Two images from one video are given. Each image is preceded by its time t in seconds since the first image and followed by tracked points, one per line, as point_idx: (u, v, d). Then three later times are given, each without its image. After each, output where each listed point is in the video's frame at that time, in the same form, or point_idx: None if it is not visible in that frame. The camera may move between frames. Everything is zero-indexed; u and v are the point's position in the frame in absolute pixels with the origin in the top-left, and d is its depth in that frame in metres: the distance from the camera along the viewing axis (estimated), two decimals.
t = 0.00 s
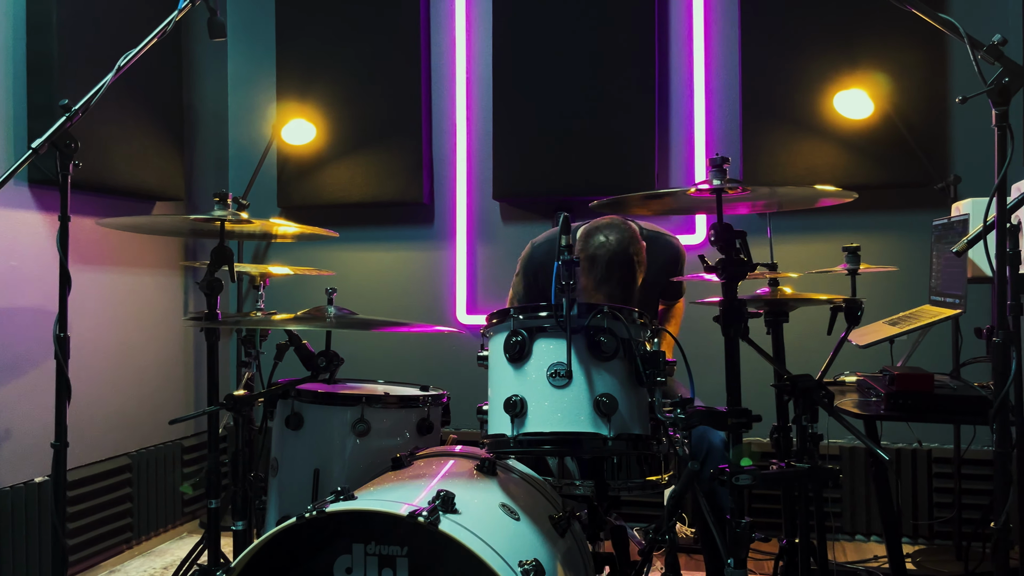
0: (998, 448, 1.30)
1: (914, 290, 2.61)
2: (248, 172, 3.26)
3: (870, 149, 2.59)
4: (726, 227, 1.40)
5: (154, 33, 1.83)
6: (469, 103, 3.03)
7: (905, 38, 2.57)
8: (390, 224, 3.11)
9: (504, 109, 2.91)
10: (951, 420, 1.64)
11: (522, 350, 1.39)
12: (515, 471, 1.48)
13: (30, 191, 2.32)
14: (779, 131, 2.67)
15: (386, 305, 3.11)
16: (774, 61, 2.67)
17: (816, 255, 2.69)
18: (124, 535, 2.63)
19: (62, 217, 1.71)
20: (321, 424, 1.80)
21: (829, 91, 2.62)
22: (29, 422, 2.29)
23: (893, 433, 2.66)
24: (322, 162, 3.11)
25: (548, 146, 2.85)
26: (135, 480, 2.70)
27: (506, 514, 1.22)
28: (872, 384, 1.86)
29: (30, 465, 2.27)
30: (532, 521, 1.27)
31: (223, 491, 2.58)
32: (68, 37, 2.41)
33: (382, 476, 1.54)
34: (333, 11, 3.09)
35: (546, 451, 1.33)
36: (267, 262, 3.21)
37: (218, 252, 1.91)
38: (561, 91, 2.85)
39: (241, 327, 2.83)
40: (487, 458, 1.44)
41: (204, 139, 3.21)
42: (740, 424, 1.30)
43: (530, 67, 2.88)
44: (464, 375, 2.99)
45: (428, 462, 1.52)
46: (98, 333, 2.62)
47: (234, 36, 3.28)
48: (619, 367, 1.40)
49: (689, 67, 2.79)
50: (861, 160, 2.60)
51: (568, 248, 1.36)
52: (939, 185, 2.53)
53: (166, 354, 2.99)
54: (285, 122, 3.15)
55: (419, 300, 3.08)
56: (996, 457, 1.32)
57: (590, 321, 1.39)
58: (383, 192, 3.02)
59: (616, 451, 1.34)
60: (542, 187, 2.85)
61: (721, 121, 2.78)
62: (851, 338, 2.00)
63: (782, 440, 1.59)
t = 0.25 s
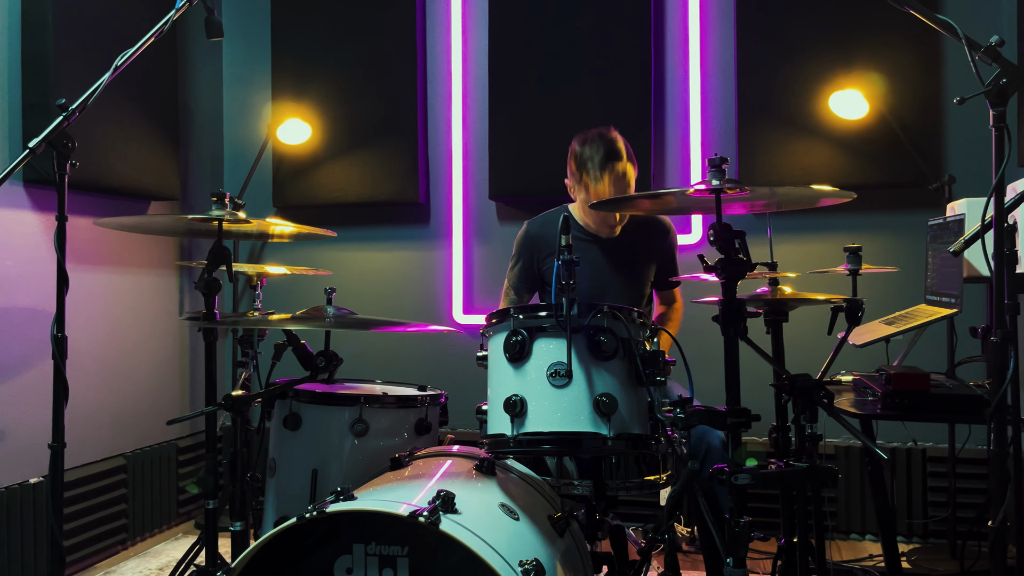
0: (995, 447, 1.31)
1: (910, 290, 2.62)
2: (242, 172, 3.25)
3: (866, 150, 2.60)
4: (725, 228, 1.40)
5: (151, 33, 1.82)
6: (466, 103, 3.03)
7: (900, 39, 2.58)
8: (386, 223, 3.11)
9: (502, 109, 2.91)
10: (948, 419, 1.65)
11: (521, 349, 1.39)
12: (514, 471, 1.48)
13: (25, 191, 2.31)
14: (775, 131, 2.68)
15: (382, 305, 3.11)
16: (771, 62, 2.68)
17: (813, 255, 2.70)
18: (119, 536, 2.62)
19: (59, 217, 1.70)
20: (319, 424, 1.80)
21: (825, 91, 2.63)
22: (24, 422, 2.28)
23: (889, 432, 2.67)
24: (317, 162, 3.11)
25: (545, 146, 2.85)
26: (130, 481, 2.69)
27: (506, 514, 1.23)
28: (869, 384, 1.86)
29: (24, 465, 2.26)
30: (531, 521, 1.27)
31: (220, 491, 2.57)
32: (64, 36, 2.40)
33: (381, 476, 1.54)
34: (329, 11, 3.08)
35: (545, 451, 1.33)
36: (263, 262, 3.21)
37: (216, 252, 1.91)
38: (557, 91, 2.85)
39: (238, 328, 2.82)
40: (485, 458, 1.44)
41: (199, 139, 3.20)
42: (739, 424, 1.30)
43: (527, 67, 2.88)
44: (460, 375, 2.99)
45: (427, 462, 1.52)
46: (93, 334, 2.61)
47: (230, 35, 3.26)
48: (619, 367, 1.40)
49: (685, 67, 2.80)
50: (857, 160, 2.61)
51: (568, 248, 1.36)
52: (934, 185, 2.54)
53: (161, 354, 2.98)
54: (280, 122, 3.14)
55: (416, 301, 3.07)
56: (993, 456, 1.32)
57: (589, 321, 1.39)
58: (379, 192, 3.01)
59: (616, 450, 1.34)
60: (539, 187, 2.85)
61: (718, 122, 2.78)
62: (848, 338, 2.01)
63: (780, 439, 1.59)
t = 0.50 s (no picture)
0: (993, 446, 1.32)
1: (905, 290, 2.63)
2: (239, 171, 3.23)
3: (862, 150, 2.61)
4: (724, 228, 1.41)
5: (149, 32, 1.81)
6: (463, 103, 3.03)
7: (897, 40, 2.59)
8: (383, 223, 3.10)
9: (499, 109, 2.91)
10: (944, 418, 1.66)
11: (521, 349, 1.39)
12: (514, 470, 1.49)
13: (20, 191, 2.30)
14: (772, 132, 2.69)
15: (379, 305, 3.10)
16: (767, 62, 2.69)
17: (809, 255, 2.71)
18: (114, 536, 2.61)
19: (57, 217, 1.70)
20: (317, 424, 1.79)
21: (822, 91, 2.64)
22: (19, 423, 2.27)
23: (885, 431, 2.68)
24: (314, 161, 3.10)
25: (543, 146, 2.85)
26: (126, 481, 2.68)
27: (506, 513, 1.23)
28: (865, 383, 1.87)
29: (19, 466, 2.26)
30: (531, 520, 1.28)
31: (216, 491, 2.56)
32: (60, 35, 2.39)
33: (379, 476, 1.54)
34: (325, 10, 3.08)
35: (545, 451, 1.34)
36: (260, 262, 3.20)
37: (214, 252, 1.90)
38: (554, 91, 2.85)
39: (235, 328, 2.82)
40: (485, 457, 1.44)
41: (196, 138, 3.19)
42: (738, 423, 1.31)
43: (524, 67, 2.88)
44: (457, 375, 2.99)
45: (426, 462, 1.52)
46: (89, 334, 2.61)
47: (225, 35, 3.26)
48: (619, 366, 1.41)
49: (682, 66, 2.80)
50: (853, 161, 2.62)
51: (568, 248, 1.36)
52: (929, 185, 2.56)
53: (157, 354, 2.98)
54: (276, 122, 3.13)
55: (413, 300, 3.07)
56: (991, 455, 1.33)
57: (589, 320, 1.39)
58: (375, 192, 3.01)
59: (616, 450, 1.35)
60: (536, 187, 2.86)
61: (714, 122, 2.79)
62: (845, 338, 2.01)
63: (778, 439, 1.60)
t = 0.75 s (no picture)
0: (991, 445, 1.32)
1: (901, 290, 2.64)
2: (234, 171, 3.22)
3: (858, 150, 2.62)
4: (723, 228, 1.41)
5: (146, 31, 1.80)
6: (459, 103, 3.03)
7: (892, 41, 2.60)
8: (380, 223, 3.10)
9: (495, 109, 2.91)
10: (940, 416, 1.66)
11: (521, 349, 1.39)
12: (512, 471, 1.49)
13: (15, 191, 2.29)
14: (768, 132, 2.69)
15: (375, 305, 3.10)
16: (763, 63, 2.69)
17: (804, 255, 2.71)
18: (109, 537, 2.60)
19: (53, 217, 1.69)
20: (315, 424, 1.79)
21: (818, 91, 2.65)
22: (14, 423, 2.26)
23: (879, 430, 2.69)
24: (310, 161, 3.10)
25: (540, 145, 2.85)
26: (121, 482, 2.67)
27: (505, 513, 1.23)
28: (860, 382, 1.88)
29: (15, 467, 2.24)
30: (531, 520, 1.28)
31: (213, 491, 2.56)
32: (55, 33, 2.38)
33: (379, 476, 1.53)
34: (321, 10, 3.07)
35: (544, 450, 1.34)
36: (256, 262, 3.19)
37: (212, 251, 1.90)
38: (551, 91, 2.85)
39: (232, 328, 2.81)
40: (484, 457, 1.44)
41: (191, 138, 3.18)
42: (737, 423, 1.31)
43: (520, 66, 2.88)
44: (454, 375, 2.99)
45: (425, 462, 1.51)
46: (84, 335, 2.60)
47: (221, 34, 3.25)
48: (618, 366, 1.41)
49: (678, 67, 2.81)
50: (849, 161, 2.63)
51: (568, 247, 1.36)
52: (923, 185, 2.57)
53: (153, 354, 2.97)
54: (272, 121, 3.13)
55: (409, 300, 3.07)
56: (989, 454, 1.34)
57: (589, 320, 1.39)
58: (371, 191, 3.00)
59: (615, 449, 1.35)
60: (532, 187, 2.86)
61: (710, 122, 2.79)
62: (842, 337, 2.02)
63: (775, 438, 1.60)
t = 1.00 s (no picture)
0: (988, 444, 1.33)
1: (895, 289, 2.65)
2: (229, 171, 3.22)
3: (854, 151, 2.63)
4: (721, 227, 1.42)
5: (142, 30, 1.79)
6: (455, 103, 3.03)
7: (888, 41, 2.61)
8: (375, 222, 3.10)
9: (491, 109, 2.91)
10: (935, 415, 1.67)
11: (520, 349, 1.39)
12: (510, 470, 1.49)
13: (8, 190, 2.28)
14: (763, 132, 2.70)
15: (371, 305, 3.10)
16: (758, 64, 2.70)
17: (799, 255, 2.72)
18: (103, 538, 2.59)
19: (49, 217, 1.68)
20: (312, 424, 1.79)
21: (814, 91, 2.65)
22: (8, 424, 2.25)
23: (874, 429, 2.70)
24: (305, 161, 3.09)
25: (536, 145, 2.85)
26: (115, 482, 2.66)
27: (504, 513, 1.23)
28: (855, 382, 1.88)
29: (9, 468, 2.23)
30: (529, 519, 1.28)
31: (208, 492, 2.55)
32: (49, 32, 2.37)
33: (377, 475, 1.53)
34: (316, 9, 3.07)
35: (543, 449, 1.34)
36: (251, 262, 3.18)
37: (208, 251, 1.89)
38: (547, 91, 2.85)
39: (228, 328, 2.80)
40: (483, 457, 1.44)
41: (186, 137, 3.17)
42: (735, 422, 1.31)
43: (516, 66, 2.88)
44: (450, 375, 2.99)
45: (423, 462, 1.51)
46: (77, 335, 2.58)
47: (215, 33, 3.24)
48: (616, 365, 1.41)
49: (674, 67, 2.81)
50: (843, 161, 2.64)
51: (566, 247, 1.36)
52: (917, 185, 2.58)
53: (147, 354, 2.96)
54: (267, 121, 3.12)
55: (405, 300, 3.07)
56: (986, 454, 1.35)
57: (587, 320, 1.39)
58: (366, 191, 3.00)
59: (614, 449, 1.35)
60: (528, 187, 2.86)
61: (704, 122, 2.80)
62: (837, 336, 2.03)
63: (772, 437, 1.61)
